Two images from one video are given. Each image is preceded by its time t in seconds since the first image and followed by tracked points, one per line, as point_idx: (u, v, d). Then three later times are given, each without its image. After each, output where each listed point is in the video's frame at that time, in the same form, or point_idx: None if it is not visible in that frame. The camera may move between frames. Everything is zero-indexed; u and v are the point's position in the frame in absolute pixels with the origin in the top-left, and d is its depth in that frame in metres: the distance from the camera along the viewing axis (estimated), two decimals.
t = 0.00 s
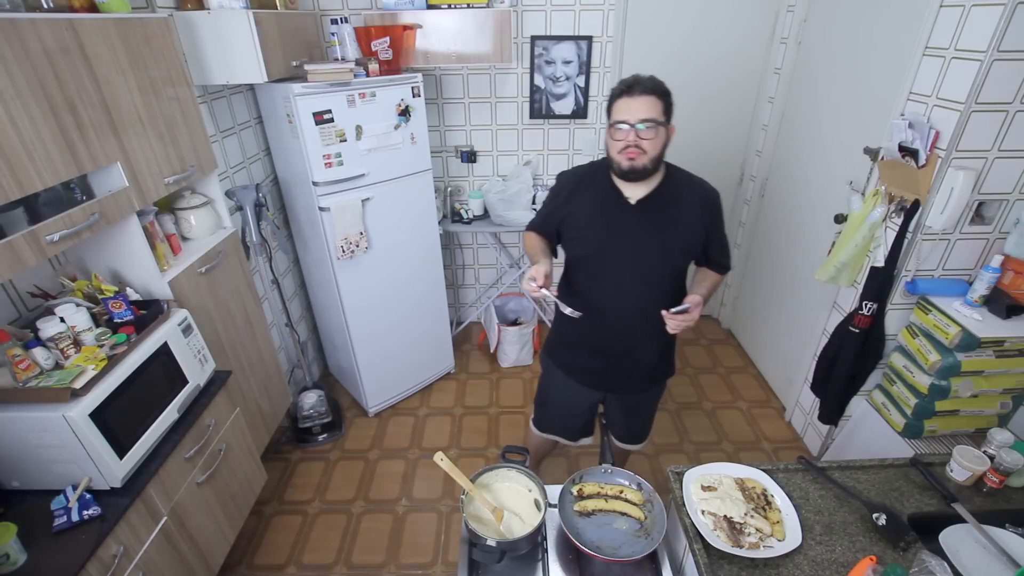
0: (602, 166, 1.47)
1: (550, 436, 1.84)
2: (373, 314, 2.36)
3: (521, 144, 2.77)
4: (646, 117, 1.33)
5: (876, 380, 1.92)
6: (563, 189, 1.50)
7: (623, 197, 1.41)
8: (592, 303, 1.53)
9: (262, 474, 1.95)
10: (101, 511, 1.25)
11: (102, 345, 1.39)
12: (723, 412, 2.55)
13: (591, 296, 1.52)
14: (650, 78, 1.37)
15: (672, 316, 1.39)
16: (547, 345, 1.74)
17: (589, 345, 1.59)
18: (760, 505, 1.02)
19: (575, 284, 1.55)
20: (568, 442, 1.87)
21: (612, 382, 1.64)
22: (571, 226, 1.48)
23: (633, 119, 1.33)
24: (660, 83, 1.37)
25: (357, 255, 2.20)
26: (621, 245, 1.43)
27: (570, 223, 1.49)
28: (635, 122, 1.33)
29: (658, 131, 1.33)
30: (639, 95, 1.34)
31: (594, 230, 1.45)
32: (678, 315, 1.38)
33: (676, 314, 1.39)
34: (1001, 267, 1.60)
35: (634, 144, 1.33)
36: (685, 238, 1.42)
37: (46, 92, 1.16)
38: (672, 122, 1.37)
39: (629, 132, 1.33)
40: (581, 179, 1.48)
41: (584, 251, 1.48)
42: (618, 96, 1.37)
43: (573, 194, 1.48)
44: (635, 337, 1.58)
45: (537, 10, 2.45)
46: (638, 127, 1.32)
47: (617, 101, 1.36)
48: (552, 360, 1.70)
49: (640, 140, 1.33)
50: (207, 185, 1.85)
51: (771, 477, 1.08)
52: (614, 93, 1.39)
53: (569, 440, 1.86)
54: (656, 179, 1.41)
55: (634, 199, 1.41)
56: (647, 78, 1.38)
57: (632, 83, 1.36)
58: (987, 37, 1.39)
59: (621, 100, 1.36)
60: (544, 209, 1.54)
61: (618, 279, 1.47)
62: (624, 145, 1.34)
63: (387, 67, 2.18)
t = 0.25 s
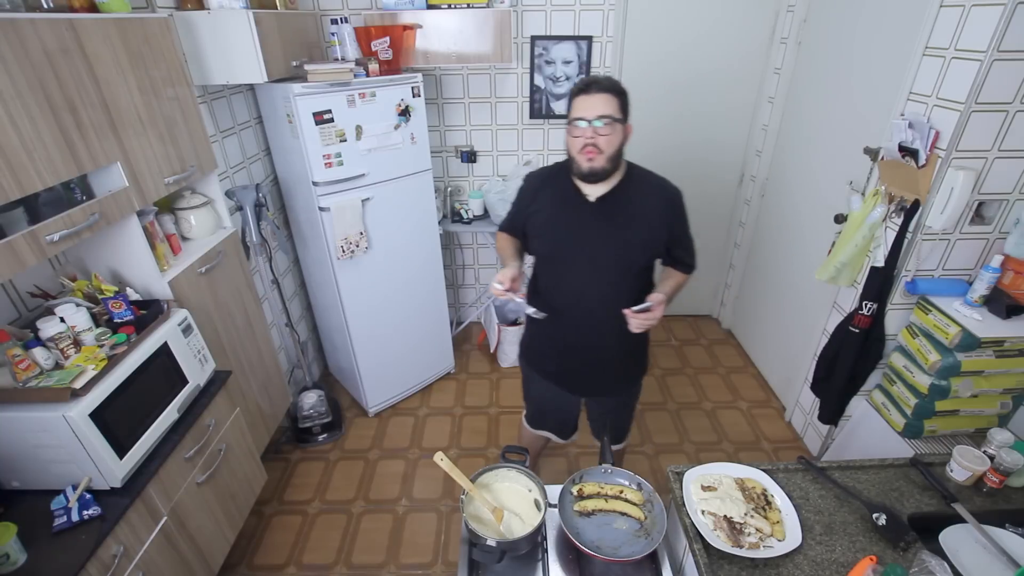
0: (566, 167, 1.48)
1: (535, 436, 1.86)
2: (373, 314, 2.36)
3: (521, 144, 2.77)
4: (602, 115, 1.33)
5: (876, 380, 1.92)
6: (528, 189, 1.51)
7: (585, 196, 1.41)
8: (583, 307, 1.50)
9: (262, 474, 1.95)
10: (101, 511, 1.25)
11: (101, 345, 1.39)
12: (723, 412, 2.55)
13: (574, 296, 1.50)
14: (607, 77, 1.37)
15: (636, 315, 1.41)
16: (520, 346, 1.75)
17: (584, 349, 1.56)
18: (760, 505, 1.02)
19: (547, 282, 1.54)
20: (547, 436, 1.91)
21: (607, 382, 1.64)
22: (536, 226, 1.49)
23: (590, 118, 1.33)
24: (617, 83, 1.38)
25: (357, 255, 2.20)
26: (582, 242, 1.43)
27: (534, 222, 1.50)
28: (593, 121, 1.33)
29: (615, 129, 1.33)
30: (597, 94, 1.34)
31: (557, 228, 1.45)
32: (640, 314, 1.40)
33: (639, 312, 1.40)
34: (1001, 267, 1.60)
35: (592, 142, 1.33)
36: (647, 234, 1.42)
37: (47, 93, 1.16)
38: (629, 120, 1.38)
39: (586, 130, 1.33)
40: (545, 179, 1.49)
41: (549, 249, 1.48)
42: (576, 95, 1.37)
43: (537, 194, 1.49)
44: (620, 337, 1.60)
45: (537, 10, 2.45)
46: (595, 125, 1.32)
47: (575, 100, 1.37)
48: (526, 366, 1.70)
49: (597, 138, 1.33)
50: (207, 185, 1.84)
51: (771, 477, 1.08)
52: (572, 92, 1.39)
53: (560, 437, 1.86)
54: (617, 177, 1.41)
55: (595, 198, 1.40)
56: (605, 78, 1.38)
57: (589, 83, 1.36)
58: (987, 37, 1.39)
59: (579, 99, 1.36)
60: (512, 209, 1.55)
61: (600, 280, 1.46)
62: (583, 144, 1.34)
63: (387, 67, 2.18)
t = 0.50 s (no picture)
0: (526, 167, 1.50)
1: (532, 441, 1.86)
2: (373, 314, 2.36)
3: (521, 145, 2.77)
4: (554, 114, 1.37)
5: (876, 380, 1.92)
6: (490, 190, 1.54)
7: (543, 196, 1.43)
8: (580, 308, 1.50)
9: (262, 474, 1.95)
10: (101, 511, 1.25)
11: (101, 345, 1.39)
12: (723, 412, 2.55)
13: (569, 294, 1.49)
14: (561, 80, 1.41)
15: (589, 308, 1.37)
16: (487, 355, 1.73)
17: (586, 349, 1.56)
18: (760, 505, 1.02)
19: (515, 281, 1.52)
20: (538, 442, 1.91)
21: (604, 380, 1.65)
22: (499, 225, 1.51)
23: (542, 118, 1.37)
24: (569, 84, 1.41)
25: (357, 255, 2.20)
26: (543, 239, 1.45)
27: (497, 221, 1.51)
28: (546, 121, 1.36)
29: (569, 128, 1.37)
30: (550, 94, 1.37)
31: (517, 226, 1.47)
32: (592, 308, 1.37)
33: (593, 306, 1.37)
34: (1001, 267, 1.60)
35: (546, 141, 1.36)
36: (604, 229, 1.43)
37: (47, 93, 1.16)
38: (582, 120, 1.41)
39: (540, 130, 1.37)
40: (506, 179, 1.51)
41: (510, 246, 1.49)
42: (529, 97, 1.41)
43: (498, 194, 1.51)
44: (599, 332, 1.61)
45: (537, 10, 2.45)
46: (548, 124, 1.36)
47: (530, 101, 1.40)
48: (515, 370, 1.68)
49: (551, 137, 1.36)
50: (207, 185, 1.84)
51: (772, 477, 1.08)
52: (526, 94, 1.43)
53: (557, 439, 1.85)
54: (574, 175, 1.43)
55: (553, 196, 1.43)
56: (559, 80, 1.42)
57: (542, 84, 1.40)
58: (987, 37, 1.39)
59: (532, 100, 1.40)
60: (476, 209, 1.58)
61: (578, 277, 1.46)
62: (538, 143, 1.37)
63: (387, 67, 2.18)
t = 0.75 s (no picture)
0: (494, 167, 1.51)
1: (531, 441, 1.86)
2: (373, 314, 2.36)
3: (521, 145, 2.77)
4: (524, 112, 1.38)
5: (876, 380, 1.92)
6: (459, 195, 1.52)
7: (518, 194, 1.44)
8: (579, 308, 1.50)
9: (262, 474, 1.95)
10: (101, 511, 1.25)
11: (101, 345, 1.39)
12: (723, 412, 2.55)
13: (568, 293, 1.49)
14: (529, 78, 1.42)
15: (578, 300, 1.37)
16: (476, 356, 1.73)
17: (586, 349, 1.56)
18: (760, 505, 1.02)
19: (502, 282, 1.51)
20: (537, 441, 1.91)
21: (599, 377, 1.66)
22: (473, 228, 1.50)
23: (513, 116, 1.38)
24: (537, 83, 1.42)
25: (357, 255, 2.20)
26: (521, 238, 1.45)
27: (471, 225, 1.51)
28: (518, 119, 1.37)
29: (540, 125, 1.39)
30: (519, 93, 1.38)
31: (494, 228, 1.47)
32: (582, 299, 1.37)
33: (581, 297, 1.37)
34: (1001, 267, 1.60)
35: (520, 138, 1.37)
36: (582, 223, 1.45)
37: (46, 93, 1.16)
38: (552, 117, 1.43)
39: (512, 127, 1.37)
40: (475, 181, 1.51)
41: (488, 248, 1.49)
42: (499, 95, 1.41)
43: (469, 198, 1.50)
44: (592, 328, 1.62)
45: (537, 10, 2.45)
46: (520, 121, 1.37)
47: (500, 99, 1.40)
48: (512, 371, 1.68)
49: (524, 134, 1.37)
50: (207, 185, 1.84)
51: (772, 477, 1.08)
52: (495, 91, 1.43)
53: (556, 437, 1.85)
54: (547, 172, 1.45)
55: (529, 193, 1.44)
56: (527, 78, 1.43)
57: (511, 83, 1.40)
58: (987, 37, 1.39)
59: (502, 98, 1.40)
60: (446, 215, 1.56)
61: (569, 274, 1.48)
62: (511, 141, 1.38)
63: (386, 67, 2.18)
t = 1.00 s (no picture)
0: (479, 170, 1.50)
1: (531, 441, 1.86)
2: (373, 314, 2.36)
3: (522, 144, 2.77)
4: (499, 108, 1.38)
5: (876, 380, 1.92)
6: (449, 204, 1.51)
7: (507, 192, 1.44)
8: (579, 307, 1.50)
9: (262, 474, 1.95)
10: (101, 511, 1.25)
11: (101, 345, 1.39)
12: (723, 412, 2.55)
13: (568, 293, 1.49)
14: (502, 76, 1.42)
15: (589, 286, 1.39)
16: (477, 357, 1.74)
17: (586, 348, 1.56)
18: (760, 505, 1.02)
19: (503, 282, 1.51)
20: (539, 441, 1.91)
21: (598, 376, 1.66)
22: (467, 236, 1.49)
23: (489, 114, 1.38)
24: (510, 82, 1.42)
25: (357, 255, 2.20)
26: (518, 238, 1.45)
27: (464, 233, 1.49)
28: (495, 117, 1.37)
29: (517, 120, 1.39)
30: (493, 91, 1.38)
31: (488, 231, 1.46)
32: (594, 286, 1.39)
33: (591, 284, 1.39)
34: (1001, 267, 1.60)
35: (499, 135, 1.37)
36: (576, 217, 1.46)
37: (46, 93, 1.16)
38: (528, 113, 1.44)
39: (490, 125, 1.38)
40: (463, 187, 1.50)
41: (486, 252, 1.48)
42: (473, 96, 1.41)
43: (459, 205, 1.49)
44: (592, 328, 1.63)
45: (537, 10, 2.45)
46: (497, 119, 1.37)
47: (475, 102, 1.40)
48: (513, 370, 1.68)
49: (503, 130, 1.38)
50: (207, 185, 1.84)
51: (772, 477, 1.08)
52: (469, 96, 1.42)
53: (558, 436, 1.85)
54: (530, 168, 1.45)
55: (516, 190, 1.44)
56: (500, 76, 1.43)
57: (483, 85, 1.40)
58: (987, 37, 1.39)
59: (477, 99, 1.40)
60: (438, 226, 1.53)
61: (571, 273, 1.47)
62: (490, 139, 1.38)
63: (386, 67, 2.18)
